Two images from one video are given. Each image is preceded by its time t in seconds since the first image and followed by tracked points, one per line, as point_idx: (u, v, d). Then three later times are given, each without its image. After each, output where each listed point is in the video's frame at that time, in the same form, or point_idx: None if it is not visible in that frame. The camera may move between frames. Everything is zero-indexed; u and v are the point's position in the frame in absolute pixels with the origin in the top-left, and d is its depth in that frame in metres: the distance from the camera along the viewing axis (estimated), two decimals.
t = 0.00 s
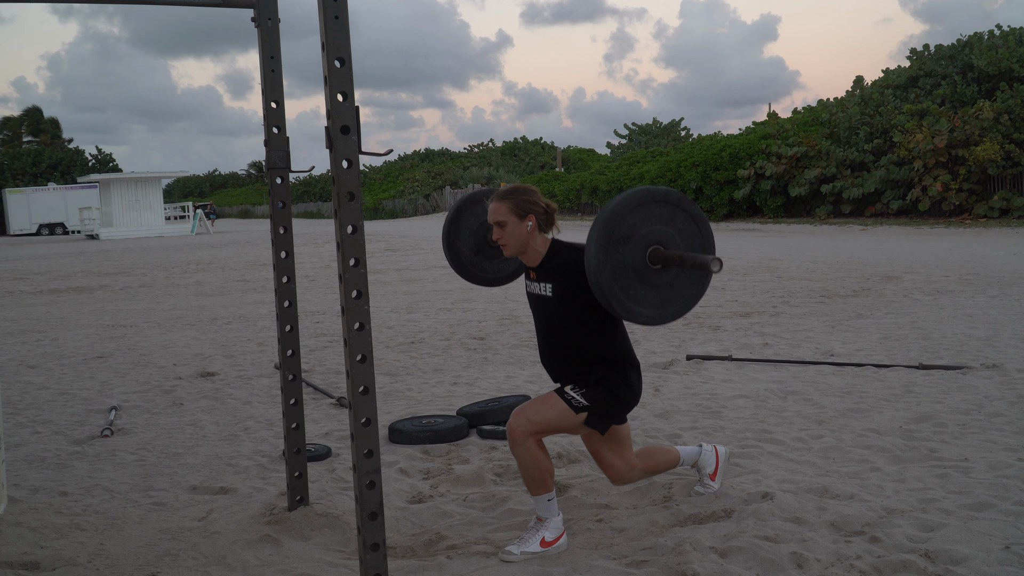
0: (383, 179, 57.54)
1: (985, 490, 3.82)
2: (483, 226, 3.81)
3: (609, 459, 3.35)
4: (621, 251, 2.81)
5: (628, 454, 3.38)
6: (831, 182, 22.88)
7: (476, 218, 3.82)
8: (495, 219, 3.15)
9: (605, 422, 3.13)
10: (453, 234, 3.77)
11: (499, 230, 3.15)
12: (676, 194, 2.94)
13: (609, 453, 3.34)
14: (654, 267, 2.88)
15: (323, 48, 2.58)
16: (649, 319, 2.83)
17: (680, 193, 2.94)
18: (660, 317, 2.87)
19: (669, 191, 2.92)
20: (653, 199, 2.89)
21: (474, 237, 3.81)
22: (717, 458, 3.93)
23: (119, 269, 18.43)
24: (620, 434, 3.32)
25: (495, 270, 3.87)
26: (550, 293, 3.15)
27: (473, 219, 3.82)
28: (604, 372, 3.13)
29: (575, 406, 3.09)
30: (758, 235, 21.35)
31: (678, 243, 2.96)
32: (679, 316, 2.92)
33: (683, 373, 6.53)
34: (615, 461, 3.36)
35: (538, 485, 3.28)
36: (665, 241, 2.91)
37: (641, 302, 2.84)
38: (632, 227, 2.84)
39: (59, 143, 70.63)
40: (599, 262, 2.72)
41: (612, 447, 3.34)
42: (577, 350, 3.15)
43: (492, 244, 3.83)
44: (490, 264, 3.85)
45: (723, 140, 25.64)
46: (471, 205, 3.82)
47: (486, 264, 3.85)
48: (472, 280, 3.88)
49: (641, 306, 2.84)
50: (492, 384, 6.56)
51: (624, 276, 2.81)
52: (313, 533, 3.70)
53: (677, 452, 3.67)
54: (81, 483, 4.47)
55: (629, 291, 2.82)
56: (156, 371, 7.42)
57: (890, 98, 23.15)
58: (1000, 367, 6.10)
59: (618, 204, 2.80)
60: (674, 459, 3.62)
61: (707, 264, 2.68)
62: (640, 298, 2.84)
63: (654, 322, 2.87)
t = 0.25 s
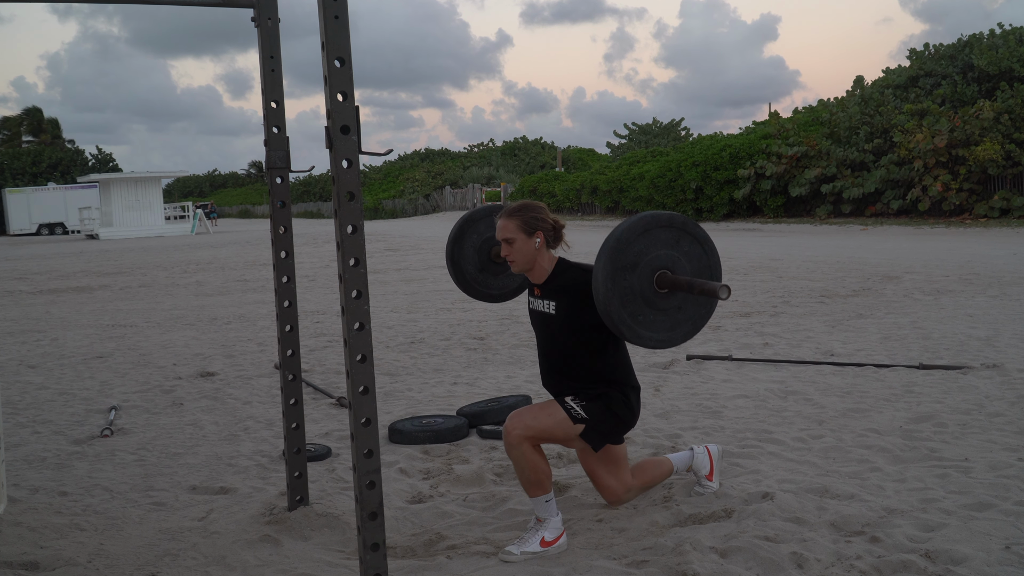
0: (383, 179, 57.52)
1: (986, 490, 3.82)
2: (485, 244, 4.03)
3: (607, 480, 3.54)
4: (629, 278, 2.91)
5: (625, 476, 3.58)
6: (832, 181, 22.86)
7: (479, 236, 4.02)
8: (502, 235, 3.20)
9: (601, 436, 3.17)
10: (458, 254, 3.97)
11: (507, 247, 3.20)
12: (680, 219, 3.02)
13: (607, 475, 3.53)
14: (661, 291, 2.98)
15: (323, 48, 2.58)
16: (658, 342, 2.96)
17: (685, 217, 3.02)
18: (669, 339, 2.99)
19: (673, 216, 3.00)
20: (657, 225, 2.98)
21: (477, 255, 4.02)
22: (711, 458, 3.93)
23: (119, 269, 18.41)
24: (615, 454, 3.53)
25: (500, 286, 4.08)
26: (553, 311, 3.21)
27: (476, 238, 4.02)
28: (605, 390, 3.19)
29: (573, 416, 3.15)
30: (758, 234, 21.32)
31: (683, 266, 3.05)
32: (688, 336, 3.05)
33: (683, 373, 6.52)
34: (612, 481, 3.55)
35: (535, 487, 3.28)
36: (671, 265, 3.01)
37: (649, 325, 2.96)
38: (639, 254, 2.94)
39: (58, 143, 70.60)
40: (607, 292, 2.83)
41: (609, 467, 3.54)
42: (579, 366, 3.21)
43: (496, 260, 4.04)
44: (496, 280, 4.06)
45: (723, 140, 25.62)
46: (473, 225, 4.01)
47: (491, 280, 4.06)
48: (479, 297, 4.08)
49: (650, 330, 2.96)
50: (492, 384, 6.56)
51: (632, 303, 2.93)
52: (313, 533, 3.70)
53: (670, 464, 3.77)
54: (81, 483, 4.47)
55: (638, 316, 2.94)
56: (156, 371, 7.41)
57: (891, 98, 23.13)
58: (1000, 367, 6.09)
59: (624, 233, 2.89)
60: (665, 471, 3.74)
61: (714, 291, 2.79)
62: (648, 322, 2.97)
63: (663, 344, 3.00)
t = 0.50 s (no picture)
0: (383, 179, 57.50)
1: (986, 490, 3.82)
2: (488, 252, 4.05)
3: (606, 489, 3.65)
4: (637, 289, 2.92)
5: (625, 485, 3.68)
6: (832, 181, 22.87)
7: (482, 244, 4.04)
8: (510, 241, 3.17)
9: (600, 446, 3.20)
10: (462, 263, 4.01)
11: (514, 252, 3.18)
12: (685, 227, 3.01)
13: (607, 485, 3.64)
14: (669, 300, 2.99)
15: (323, 48, 2.58)
16: (668, 351, 2.97)
17: (690, 225, 3.01)
18: (679, 347, 3.01)
19: (679, 225, 2.99)
20: (663, 235, 2.96)
21: (481, 264, 4.05)
22: (709, 459, 3.91)
23: (118, 268, 18.40)
24: (614, 463, 3.62)
25: (505, 293, 4.12)
26: (557, 317, 3.21)
27: (479, 247, 4.04)
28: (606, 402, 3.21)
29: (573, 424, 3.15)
30: (759, 234, 21.31)
31: (690, 275, 3.06)
32: (698, 344, 3.06)
33: (683, 373, 6.52)
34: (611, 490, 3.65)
35: (536, 488, 3.27)
36: (678, 274, 3.01)
37: (659, 335, 2.97)
38: (646, 264, 2.94)
39: (58, 143, 70.62)
40: (616, 305, 2.83)
41: (608, 477, 3.63)
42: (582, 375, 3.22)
43: (500, 268, 4.07)
44: (500, 287, 4.10)
45: (723, 140, 25.61)
46: (476, 233, 4.03)
47: (496, 288, 4.10)
48: (484, 304, 4.12)
49: (659, 340, 2.98)
50: (492, 384, 6.55)
51: (641, 314, 2.93)
52: (313, 533, 3.70)
53: (667, 469, 3.81)
54: (81, 483, 4.47)
55: (647, 327, 2.95)
56: (156, 371, 7.41)
57: (891, 98, 23.12)
58: (1000, 367, 6.09)
59: (630, 245, 2.88)
60: (665, 477, 3.79)
61: (723, 300, 2.79)
62: (658, 332, 2.97)
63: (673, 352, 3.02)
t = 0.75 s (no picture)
0: (383, 179, 57.50)
1: (987, 490, 3.82)
2: (490, 251, 4.06)
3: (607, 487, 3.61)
4: (640, 286, 2.92)
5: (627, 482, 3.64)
6: (832, 181, 22.87)
7: (484, 244, 4.05)
8: (512, 238, 3.18)
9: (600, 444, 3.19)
10: (464, 262, 4.00)
11: (516, 249, 3.19)
12: (689, 225, 3.00)
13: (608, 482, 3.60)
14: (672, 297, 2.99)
15: (322, 48, 2.58)
16: (671, 347, 2.97)
17: (694, 223, 3.00)
18: (682, 344, 3.01)
19: (683, 222, 2.98)
20: (667, 232, 2.96)
21: (483, 263, 4.06)
22: (711, 459, 3.91)
23: (118, 268, 18.40)
24: (616, 461, 3.58)
25: (506, 292, 4.12)
26: (559, 315, 3.21)
27: (481, 246, 4.05)
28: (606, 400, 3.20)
29: (574, 421, 3.15)
30: (759, 234, 21.30)
31: (693, 271, 3.05)
32: (701, 339, 3.06)
33: (683, 374, 6.52)
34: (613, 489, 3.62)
35: (538, 488, 3.27)
36: (681, 271, 3.01)
37: (662, 331, 2.97)
38: (650, 262, 2.94)
39: (58, 143, 70.64)
40: (619, 302, 2.84)
41: (610, 474, 3.59)
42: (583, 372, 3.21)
43: (502, 267, 4.08)
44: (501, 286, 4.10)
45: (724, 139, 25.61)
46: (477, 233, 4.04)
47: (498, 287, 4.10)
48: (485, 303, 4.12)
49: (662, 336, 2.98)
50: (492, 384, 6.55)
51: (644, 311, 2.93)
52: (313, 533, 3.70)
53: (670, 467, 3.80)
54: (81, 483, 4.47)
55: (650, 323, 2.95)
56: (156, 371, 7.41)
57: (891, 98, 23.11)
58: (1001, 367, 6.09)
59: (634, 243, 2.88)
60: (667, 476, 3.78)
61: (727, 297, 2.78)
62: (661, 328, 2.98)
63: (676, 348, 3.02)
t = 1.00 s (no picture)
0: (383, 179, 57.52)
1: (987, 489, 3.81)
2: (484, 218, 3.79)
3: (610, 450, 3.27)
4: (630, 240, 2.79)
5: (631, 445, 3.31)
6: (832, 181, 22.88)
7: (477, 211, 3.79)
8: (502, 203, 3.13)
9: (602, 414, 3.10)
10: (454, 229, 3.76)
11: (505, 214, 3.13)
12: (681, 181, 2.92)
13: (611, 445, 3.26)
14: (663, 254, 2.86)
15: (322, 48, 2.57)
16: (663, 305, 2.82)
17: (686, 179, 2.92)
18: (674, 302, 2.85)
19: (674, 178, 2.89)
20: (658, 187, 2.86)
21: (475, 231, 3.79)
22: (715, 459, 3.91)
23: (118, 268, 18.41)
24: (619, 423, 3.24)
25: (498, 262, 3.83)
26: (553, 279, 3.12)
27: (473, 213, 3.78)
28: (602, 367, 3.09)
29: (571, 404, 3.07)
30: (759, 234, 21.29)
31: (686, 230, 2.95)
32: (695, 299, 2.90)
33: (683, 373, 6.51)
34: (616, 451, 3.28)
35: (542, 485, 3.27)
36: (674, 228, 2.91)
37: (655, 288, 2.82)
38: (640, 217, 2.82)
39: (58, 142, 70.65)
40: (608, 252, 2.71)
41: (612, 436, 3.26)
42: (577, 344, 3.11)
43: (494, 235, 3.80)
44: (494, 255, 3.82)
45: (724, 139, 25.62)
46: (469, 199, 3.78)
47: (490, 256, 3.82)
48: (477, 273, 3.84)
49: (655, 294, 2.82)
50: (492, 384, 6.55)
51: (636, 266, 2.79)
52: (313, 533, 3.69)
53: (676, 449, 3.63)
54: (81, 483, 4.46)
55: (641, 279, 2.80)
56: (156, 370, 7.40)
57: (892, 97, 23.11)
58: (1001, 367, 6.09)
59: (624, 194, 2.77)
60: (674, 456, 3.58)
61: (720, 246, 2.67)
62: (653, 285, 2.82)
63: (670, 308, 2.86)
